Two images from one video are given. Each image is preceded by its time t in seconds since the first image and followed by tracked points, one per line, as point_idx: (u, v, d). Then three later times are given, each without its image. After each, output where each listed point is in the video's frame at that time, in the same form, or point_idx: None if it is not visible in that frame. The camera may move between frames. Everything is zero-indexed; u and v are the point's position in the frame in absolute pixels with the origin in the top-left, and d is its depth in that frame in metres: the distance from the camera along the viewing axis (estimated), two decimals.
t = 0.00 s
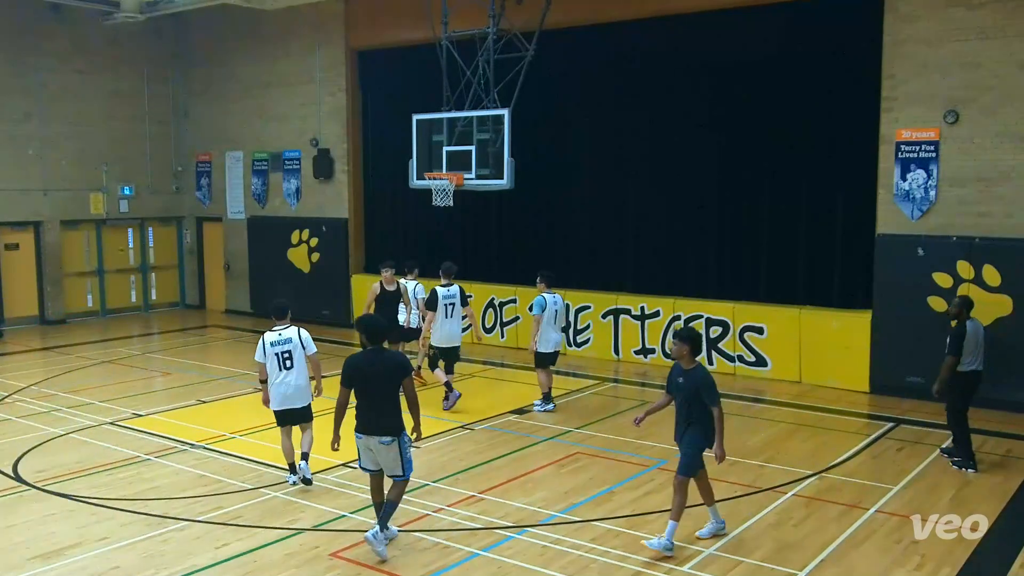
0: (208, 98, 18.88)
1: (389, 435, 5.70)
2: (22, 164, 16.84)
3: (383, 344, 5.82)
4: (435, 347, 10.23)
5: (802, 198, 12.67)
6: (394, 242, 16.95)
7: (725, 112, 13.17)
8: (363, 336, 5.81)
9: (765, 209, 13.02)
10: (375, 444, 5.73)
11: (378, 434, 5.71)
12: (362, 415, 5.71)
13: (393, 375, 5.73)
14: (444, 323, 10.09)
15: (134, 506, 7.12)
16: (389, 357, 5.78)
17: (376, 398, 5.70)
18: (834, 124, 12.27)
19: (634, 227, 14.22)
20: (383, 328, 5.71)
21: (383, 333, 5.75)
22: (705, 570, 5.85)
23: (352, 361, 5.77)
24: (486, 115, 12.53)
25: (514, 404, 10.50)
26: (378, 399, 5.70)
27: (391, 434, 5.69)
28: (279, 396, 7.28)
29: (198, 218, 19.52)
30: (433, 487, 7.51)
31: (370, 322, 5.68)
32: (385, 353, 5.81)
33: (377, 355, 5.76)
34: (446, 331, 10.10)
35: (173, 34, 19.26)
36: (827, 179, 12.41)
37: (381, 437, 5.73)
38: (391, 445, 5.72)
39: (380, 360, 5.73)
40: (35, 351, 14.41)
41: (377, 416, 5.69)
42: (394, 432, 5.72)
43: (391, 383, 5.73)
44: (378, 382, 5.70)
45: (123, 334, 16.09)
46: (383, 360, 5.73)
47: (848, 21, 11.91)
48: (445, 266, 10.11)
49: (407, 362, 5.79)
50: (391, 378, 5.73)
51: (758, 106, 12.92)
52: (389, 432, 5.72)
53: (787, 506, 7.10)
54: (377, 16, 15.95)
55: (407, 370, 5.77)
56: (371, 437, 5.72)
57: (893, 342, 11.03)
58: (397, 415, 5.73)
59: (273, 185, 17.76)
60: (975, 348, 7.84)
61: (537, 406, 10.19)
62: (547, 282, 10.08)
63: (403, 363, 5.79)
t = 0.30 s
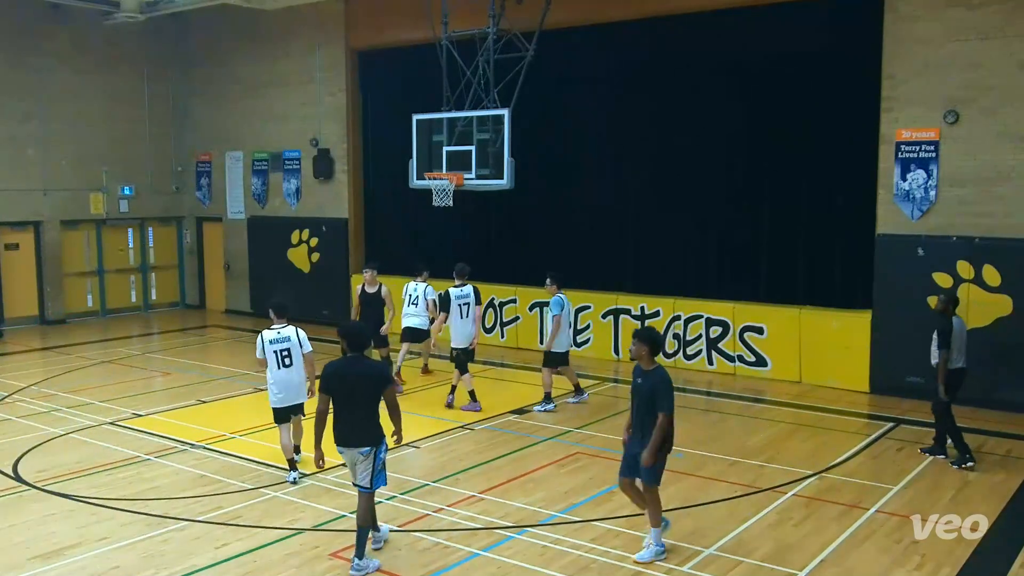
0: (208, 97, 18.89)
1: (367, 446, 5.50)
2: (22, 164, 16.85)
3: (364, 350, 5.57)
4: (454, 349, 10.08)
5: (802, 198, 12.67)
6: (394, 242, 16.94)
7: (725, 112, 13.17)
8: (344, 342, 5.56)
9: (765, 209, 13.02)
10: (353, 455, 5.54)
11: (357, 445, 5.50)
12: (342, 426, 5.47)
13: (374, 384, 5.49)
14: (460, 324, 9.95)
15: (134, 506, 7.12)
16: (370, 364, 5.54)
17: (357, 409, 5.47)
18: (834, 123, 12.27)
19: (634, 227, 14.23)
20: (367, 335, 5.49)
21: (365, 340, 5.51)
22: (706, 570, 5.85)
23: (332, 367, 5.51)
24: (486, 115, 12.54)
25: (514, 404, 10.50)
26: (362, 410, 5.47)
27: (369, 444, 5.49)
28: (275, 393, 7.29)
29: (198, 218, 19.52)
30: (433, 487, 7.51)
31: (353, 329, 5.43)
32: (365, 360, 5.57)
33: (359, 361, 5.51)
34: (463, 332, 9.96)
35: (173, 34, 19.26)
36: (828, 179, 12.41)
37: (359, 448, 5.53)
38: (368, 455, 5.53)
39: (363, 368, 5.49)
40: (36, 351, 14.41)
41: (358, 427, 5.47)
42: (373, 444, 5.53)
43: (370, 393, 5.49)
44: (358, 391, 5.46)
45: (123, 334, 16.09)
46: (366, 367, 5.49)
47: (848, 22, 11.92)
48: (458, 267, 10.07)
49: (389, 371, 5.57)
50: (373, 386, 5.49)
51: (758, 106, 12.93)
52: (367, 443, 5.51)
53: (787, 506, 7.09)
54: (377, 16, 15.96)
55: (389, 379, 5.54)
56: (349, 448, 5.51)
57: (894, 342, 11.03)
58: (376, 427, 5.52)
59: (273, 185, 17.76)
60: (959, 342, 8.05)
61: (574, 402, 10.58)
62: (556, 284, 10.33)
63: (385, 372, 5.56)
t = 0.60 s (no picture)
0: (208, 98, 18.89)
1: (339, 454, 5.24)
2: (22, 164, 16.84)
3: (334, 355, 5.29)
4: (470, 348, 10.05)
5: (803, 199, 12.66)
6: (394, 243, 16.95)
7: (725, 112, 13.17)
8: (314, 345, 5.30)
9: (766, 209, 13.01)
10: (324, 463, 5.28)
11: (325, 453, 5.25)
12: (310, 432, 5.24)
13: (338, 391, 5.19)
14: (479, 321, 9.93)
15: (134, 506, 7.12)
16: (337, 369, 5.25)
17: (320, 415, 5.22)
18: (834, 124, 12.27)
19: (634, 228, 14.23)
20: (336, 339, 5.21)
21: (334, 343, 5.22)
22: (705, 570, 5.85)
23: (300, 370, 5.28)
24: (486, 115, 12.54)
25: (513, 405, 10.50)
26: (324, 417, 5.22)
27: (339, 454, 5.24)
28: (271, 378, 7.87)
29: (198, 218, 19.52)
30: (433, 487, 7.51)
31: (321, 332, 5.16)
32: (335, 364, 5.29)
33: (326, 365, 5.23)
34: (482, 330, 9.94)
35: (173, 34, 19.26)
36: (828, 179, 12.40)
37: (331, 456, 5.27)
38: (341, 465, 5.28)
39: (328, 373, 5.21)
40: (35, 351, 14.41)
41: (326, 435, 5.22)
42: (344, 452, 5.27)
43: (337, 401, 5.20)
44: (324, 398, 5.19)
45: (123, 334, 16.09)
46: (330, 372, 5.20)
47: (847, 22, 11.94)
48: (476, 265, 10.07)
49: (355, 378, 5.24)
50: (337, 394, 5.20)
51: (758, 106, 12.93)
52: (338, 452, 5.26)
53: (787, 506, 7.10)
54: (376, 16, 15.96)
55: (354, 387, 5.21)
56: (319, 457, 5.26)
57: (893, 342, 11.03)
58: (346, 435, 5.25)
59: (273, 185, 17.77)
60: (948, 341, 8.14)
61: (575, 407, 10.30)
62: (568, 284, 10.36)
63: (352, 378, 5.25)
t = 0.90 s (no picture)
0: (209, 98, 18.89)
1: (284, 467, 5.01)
2: (22, 164, 16.84)
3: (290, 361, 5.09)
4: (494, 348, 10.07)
5: (803, 199, 12.67)
6: (395, 243, 16.96)
7: (725, 112, 13.17)
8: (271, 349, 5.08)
9: (766, 209, 13.01)
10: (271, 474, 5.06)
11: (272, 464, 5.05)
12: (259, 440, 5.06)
13: (286, 399, 4.97)
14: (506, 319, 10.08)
15: (133, 506, 7.12)
16: (289, 377, 5.04)
17: (271, 424, 5.01)
18: (835, 124, 12.27)
19: (634, 228, 14.23)
20: (291, 345, 4.98)
21: (288, 351, 5.01)
22: (705, 570, 5.85)
23: (257, 376, 5.12)
24: (487, 115, 12.54)
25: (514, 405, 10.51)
26: (275, 425, 5.01)
27: (285, 465, 5.00)
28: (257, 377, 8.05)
29: (198, 218, 19.52)
30: (433, 487, 7.51)
31: (272, 337, 4.95)
32: (289, 372, 5.08)
33: (278, 372, 5.04)
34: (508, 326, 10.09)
35: (174, 34, 19.27)
36: (828, 179, 12.40)
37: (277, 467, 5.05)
38: (287, 477, 5.06)
39: (278, 379, 5.01)
40: (36, 351, 14.41)
41: (274, 445, 5.01)
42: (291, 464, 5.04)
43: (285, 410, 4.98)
44: (273, 406, 4.99)
45: (123, 334, 16.09)
46: (281, 380, 5.00)
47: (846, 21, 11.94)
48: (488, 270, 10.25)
49: (305, 387, 5.00)
50: (286, 402, 4.99)
51: (758, 107, 12.93)
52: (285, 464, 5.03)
53: (787, 506, 7.10)
54: (377, 16, 15.96)
55: (302, 396, 4.97)
56: (265, 466, 5.05)
57: (894, 342, 11.02)
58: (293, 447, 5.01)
59: (274, 185, 17.76)
60: (933, 341, 8.18)
61: (621, 406, 10.39)
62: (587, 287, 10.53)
63: (303, 387, 5.01)
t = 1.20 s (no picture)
0: (212, 98, 18.90)
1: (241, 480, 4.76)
2: (26, 164, 16.86)
3: (248, 368, 4.84)
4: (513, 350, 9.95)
5: (803, 199, 12.68)
6: (398, 243, 16.96)
7: (725, 112, 13.17)
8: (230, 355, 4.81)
9: (766, 210, 13.01)
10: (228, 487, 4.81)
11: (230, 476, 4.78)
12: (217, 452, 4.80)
13: (246, 408, 4.72)
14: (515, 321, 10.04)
15: (137, 505, 7.12)
16: (248, 384, 4.79)
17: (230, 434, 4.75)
18: (835, 124, 12.27)
19: (635, 228, 14.24)
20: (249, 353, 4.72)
21: (248, 358, 4.76)
22: (708, 571, 5.84)
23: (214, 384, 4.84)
24: (490, 115, 12.56)
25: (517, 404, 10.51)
26: (234, 436, 4.75)
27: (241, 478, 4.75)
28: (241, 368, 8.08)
29: (202, 218, 19.54)
30: (437, 487, 7.51)
31: (233, 343, 4.71)
32: (247, 380, 4.83)
33: (237, 380, 4.79)
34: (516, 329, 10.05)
35: (177, 35, 19.29)
36: (829, 179, 12.41)
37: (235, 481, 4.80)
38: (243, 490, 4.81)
39: (237, 387, 4.76)
40: (39, 351, 14.41)
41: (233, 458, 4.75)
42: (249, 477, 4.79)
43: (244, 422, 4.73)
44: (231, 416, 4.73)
45: (126, 334, 16.10)
46: (240, 387, 4.75)
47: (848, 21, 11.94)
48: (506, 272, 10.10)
49: (265, 396, 4.76)
50: (245, 412, 4.73)
51: (759, 107, 12.93)
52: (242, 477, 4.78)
53: (790, 506, 7.10)
54: (379, 17, 15.99)
55: (264, 404, 4.74)
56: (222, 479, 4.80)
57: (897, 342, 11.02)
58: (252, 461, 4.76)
59: (277, 185, 17.77)
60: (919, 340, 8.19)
61: (627, 407, 10.37)
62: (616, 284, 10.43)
63: (264, 394, 4.78)
